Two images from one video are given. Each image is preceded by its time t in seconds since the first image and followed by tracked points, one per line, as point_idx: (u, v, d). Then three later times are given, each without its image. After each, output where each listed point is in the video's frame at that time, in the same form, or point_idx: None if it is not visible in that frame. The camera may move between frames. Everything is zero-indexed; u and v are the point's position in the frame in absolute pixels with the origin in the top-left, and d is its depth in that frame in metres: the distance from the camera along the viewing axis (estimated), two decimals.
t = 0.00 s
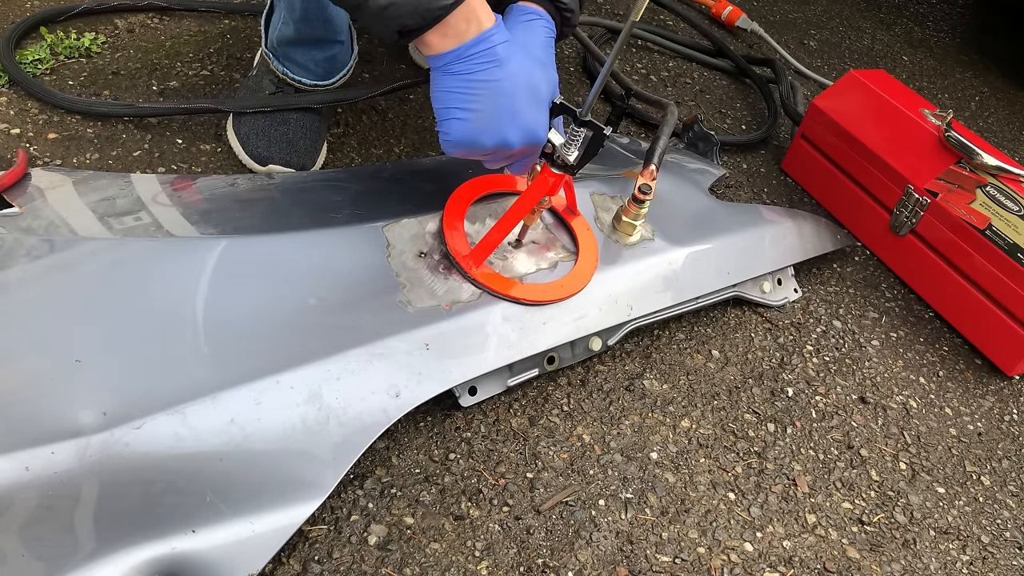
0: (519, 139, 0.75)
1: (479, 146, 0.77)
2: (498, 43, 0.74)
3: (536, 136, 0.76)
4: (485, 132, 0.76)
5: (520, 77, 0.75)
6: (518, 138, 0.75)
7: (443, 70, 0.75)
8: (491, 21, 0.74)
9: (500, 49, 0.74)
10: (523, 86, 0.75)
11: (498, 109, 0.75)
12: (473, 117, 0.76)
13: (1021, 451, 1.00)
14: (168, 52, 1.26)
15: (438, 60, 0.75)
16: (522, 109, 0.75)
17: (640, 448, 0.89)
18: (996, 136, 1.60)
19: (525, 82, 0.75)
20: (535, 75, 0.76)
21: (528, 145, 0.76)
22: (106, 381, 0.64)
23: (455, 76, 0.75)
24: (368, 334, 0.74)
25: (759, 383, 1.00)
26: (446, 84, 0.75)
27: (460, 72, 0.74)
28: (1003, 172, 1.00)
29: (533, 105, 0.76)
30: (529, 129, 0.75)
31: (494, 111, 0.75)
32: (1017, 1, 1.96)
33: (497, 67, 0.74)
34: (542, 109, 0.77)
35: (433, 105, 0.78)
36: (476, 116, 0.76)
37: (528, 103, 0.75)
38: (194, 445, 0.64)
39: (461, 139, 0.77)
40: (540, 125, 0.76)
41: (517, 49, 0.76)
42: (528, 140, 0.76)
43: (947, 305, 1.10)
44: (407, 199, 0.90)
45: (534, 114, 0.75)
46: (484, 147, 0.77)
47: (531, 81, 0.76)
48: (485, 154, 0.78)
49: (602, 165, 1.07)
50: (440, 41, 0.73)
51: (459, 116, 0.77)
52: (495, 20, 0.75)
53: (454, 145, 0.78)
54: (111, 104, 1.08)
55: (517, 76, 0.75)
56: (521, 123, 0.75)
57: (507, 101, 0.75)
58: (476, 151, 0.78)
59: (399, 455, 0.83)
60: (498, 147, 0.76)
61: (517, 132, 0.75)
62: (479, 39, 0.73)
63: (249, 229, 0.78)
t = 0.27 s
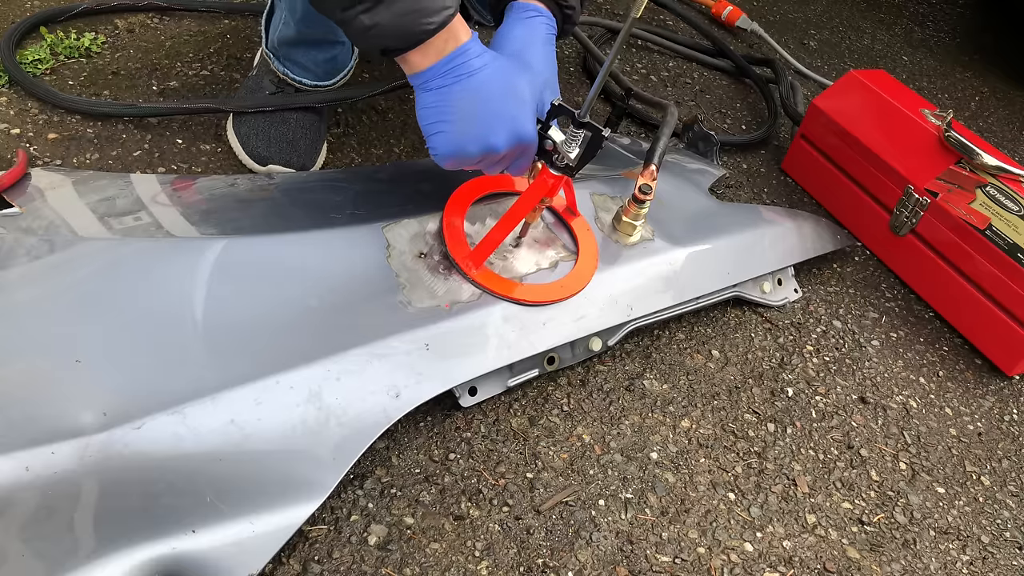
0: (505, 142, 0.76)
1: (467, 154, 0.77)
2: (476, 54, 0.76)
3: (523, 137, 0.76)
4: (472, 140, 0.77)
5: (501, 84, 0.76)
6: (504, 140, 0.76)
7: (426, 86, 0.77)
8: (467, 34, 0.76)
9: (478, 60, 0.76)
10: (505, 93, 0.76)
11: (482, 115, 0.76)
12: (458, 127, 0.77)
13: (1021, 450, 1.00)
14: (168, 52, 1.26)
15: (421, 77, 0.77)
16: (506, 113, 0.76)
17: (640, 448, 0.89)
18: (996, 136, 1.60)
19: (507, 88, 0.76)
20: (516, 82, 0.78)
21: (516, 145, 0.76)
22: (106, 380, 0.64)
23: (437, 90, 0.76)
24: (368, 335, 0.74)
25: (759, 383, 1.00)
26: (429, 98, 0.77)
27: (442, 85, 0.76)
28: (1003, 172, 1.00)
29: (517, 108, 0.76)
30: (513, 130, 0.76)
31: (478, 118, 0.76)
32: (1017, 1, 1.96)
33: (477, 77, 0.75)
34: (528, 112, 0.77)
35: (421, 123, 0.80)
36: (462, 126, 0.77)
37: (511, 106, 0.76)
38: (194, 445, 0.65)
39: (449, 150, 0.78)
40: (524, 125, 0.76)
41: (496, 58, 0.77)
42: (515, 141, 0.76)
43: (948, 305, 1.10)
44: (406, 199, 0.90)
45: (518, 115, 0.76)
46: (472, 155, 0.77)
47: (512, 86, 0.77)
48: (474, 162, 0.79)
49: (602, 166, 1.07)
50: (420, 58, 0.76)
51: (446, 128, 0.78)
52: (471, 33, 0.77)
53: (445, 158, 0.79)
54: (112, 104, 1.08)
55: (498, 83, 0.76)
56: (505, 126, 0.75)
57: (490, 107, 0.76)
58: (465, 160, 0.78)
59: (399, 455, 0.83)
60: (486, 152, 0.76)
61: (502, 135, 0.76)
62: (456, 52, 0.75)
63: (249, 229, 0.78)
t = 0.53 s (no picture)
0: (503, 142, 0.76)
1: (466, 156, 0.78)
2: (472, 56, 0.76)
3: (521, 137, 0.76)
4: (470, 141, 0.77)
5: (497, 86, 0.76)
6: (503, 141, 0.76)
7: (421, 92, 0.77)
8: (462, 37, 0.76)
9: (472, 63, 0.76)
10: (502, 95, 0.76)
11: (480, 116, 0.76)
12: (455, 129, 0.77)
13: (1021, 450, 1.00)
14: (168, 52, 1.26)
15: (416, 83, 0.77)
16: (503, 114, 0.76)
17: (640, 448, 0.89)
18: (996, 136, 1.60)
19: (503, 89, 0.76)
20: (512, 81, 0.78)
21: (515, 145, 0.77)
22: (106, 380, 0.64)
23: (433, 94, 0.76)
24: (368, 335, 0.74)
25: (759, 383, 1.00)
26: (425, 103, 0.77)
27: (437, 90, 0.76)
28: (1003, 172, 1.00)
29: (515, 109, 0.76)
30: (511, 130, 0.76)
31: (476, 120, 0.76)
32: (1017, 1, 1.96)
33: (475, 77, 0.75)
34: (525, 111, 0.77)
35: (418, 128, 0.80)
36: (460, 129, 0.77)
37: (508, 106, 0.76)
38: (194, 446, 0.65)
39: (449, 153, 0.78)
40: (523, 125, 0.76)
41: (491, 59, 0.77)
42: (513, 141, 0.76)
43: (948, 305, 1.10)
44: (406, 199, 0.90)
45: (515, 115, 0.76)
46: (471, 156, 0.77)
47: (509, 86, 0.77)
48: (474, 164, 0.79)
49: (602, 166, 1.07)
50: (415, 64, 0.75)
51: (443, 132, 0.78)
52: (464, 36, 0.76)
53: (442, 161, 0.79)
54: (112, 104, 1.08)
55: (494, 85, 0.76)
56: (503, 126, 0.76)
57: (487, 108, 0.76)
58: (465, 162, 0.78)
59: (399, 455, 0.83)
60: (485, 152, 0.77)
61: (501, 135, 0.76)
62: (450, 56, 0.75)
63: (249, 229, 0.78)
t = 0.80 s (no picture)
0: (506, 137, 0.76)
1: (469, 141, 0.78)
2: (493, 39, 0.75)
3: (524, 135, 0.76)
4: (474, 127, 0.77)
5: (514, 74, 0.76)
6: (506, 135, 0.76)
7: (438, 62, 0.77)
8: (489, 14, 0.75)
9: (496, 45, 0.75)
10: (517, 84, 0.75)
11: (489, 105, 0.76)
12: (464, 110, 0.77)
13: (1021, 451, 1.00)
14: (168, 52, 1.26)
15: (434, 51, 0.77)
16: (513, 108, 0.76)
17: (640, 448, 0.89)
18: (996, 136, 1.60)
19: (518, 79, 0.75)
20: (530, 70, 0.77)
21: (517, 143, 0.77)
22: (106, 380, 0.64)
23: (448, 69, 0.76)
24: (368, 335, 0.74)
25: (759, 383, 1.00)
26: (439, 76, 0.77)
27: (453, 65, 0.76)
28: (1003, 172, 1.00)
29: (525, 103, 0.76)
30: (517, 126, 0.76)
31: (485, 107, 0.76)
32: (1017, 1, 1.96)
33: (492, 62, 0.75)
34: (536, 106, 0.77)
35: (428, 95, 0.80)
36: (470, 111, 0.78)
37: (519, 101, 0.76)
38: (194, 445, 0.65)
39: (451, 133, 0.78)
40: (530, 124, 0.76)
41: (514, 44, 0.76)
42: (516, 138, 0.77)
43: (948, 305, 1.10)
44: (407, 199, 0.90)
45: (524, 112, 0.76)
46: (472, 142, 0.78)
47: (526, 79, 0.76)
48: (475, 150, 0.79)
49: (602, 166, 1.07)
50: (436, 33, 0.75)
51: (451, 108, 0.79)
52: (493, 14, 0.75)
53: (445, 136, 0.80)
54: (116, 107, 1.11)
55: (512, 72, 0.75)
56: (509, 119, 0.76)
57: (498, 97, 0.75)
58: (466, 146, 0.79)
59: (399, 455, 0.83)
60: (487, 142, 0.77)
61: (505, 130, 0.76)
62: (473, 34, 0.74)
63: (250, 229, 0.78)
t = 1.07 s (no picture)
0: (520, 117, 0.75)
1: (484, 121, 0.75)
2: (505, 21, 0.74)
3: (538, 116, 0.75)
4: (488, 107, 0.75)
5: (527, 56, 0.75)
6: (522, 115, 0.75)
7: (449, 44, 0.75)
8: None
9: (507, 27, 0.74)
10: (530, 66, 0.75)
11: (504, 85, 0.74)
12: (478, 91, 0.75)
13: (1022, 450, 1.00)
14: (168, 52, 1.26)
15: (445, 34, 0.75)
16: (528, 88, 0.75)
17: (640, 448, 0.89)
18: (996, 136, 1.60)
19: (530, 60, 0.75)
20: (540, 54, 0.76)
21: (533, 123, 0.75)
22: (106, 380, 0.64)
23: (461, 50, 0.75)
24: (368, 335, 0.74)
25: (759, 383, 1.00)
26: (452, 57, 0.75)
27: (467, 45, 0.74)
28: (1003, 172, 1.00)
29: (538, 85, 0.75)
30: (532, 105, 0.75)
31: (500, 88, 0.75)
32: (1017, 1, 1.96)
33: (505, 42, 0.74)
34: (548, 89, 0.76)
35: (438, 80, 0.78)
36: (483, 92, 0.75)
37: (532, 81, 0.75)
38: (194, 445, 0.65)
39: (464, 115, 0.76)
40: (544, 104, 0.75)
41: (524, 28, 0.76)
42: (530, 119, 0.75)
43: (948, 304, 1.10)
44: (407, 199, 0.90)
45: (538, 93, 0.75)
46: (486, 123, 0.75)
47: (537, 60, 0.76)
48: (489, 134, 0.77)
49: (601, 165, 1.07)
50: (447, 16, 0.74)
51: (463, 90, 0.76)
52: None
53: (456, 119, 0.77)
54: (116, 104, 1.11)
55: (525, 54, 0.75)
56: (524, 99, 0.74)
57: (512, 76, 0.74)
58: (481, 128, 0.76)
59: (399, 455, 0.83)
60: (501, 122, 0.75)
61: (521, 109, 0.74)
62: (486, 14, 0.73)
63: (250, 229, 0.78)
